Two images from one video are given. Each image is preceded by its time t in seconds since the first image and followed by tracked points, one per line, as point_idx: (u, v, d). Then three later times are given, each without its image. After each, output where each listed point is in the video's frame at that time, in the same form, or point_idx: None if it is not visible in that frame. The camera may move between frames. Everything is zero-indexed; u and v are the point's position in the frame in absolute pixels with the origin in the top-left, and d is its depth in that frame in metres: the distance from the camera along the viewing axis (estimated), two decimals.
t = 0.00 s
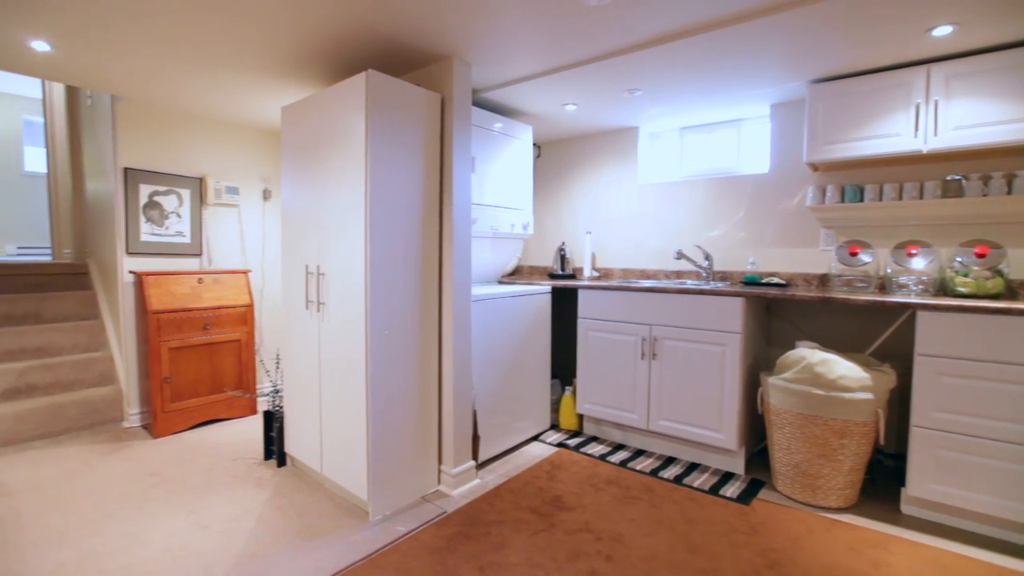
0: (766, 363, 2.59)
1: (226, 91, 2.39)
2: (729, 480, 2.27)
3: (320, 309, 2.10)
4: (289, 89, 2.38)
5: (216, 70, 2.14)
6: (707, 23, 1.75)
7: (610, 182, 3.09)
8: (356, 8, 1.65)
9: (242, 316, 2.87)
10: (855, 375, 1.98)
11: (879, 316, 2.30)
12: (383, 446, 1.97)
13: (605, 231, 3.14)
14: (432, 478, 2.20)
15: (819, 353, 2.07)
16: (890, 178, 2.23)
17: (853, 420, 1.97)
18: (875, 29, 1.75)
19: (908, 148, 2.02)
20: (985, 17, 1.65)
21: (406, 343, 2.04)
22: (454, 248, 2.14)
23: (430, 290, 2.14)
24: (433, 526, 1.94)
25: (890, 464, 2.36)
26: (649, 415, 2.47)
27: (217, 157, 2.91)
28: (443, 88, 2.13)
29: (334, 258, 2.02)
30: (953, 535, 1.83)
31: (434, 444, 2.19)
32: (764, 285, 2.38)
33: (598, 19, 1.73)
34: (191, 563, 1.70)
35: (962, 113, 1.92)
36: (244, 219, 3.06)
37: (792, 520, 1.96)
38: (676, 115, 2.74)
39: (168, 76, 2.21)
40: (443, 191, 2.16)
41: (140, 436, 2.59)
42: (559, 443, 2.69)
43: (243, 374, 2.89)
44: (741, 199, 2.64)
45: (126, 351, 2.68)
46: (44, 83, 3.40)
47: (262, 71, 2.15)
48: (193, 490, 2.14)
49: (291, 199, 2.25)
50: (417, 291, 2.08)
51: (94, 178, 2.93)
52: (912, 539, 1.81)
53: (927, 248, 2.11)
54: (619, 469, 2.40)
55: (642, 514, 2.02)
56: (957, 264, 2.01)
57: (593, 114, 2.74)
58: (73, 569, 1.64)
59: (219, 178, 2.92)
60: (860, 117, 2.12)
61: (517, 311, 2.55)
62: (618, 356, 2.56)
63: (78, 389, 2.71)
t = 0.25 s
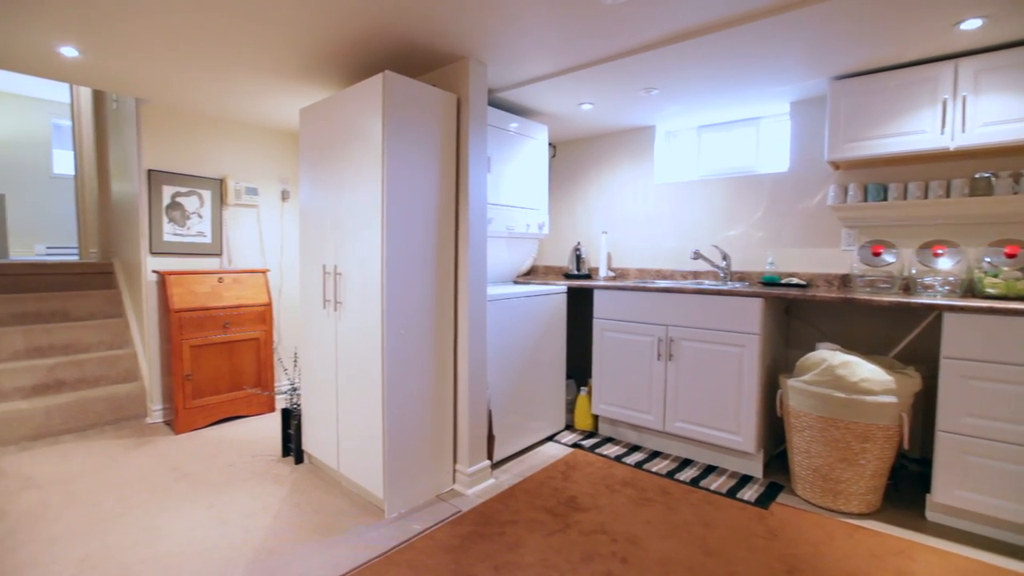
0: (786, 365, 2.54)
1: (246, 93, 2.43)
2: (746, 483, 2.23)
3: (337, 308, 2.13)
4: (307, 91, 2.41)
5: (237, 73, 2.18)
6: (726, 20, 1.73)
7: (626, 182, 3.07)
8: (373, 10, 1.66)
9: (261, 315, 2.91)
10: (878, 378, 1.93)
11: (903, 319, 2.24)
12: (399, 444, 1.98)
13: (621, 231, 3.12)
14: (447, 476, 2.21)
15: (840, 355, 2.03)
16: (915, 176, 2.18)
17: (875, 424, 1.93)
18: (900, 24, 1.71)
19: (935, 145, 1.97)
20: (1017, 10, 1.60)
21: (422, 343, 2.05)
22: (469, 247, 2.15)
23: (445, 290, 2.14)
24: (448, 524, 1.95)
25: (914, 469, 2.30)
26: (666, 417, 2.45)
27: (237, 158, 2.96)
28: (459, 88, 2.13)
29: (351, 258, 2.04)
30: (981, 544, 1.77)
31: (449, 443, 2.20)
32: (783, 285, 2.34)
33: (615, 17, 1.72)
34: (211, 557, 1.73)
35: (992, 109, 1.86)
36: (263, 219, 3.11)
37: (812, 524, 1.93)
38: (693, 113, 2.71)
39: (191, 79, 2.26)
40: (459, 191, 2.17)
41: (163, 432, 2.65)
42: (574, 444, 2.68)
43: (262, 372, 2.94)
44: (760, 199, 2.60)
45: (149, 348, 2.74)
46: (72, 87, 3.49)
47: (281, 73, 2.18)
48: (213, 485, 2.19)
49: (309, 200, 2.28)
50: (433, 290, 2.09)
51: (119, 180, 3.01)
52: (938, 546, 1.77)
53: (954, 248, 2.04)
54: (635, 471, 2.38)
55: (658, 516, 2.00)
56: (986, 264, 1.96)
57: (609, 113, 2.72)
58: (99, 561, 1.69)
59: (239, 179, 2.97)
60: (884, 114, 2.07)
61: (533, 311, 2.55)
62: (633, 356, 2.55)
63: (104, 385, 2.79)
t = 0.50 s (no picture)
0: (806, 367, 2.50)
1: (265, 95, 2.47)
2: (765, 487, 2.20)
3: (354, 307, 2.15)
4: (325, 93, 2.44)
5: (257, 75, 2.21)
6: (745, 16, 1.70)
7: (642, 181, 3.05)
8: (390, 11, 1.67)
9: (279, 313, 2.96)
10: (902, 381, 1.88)
11: (929, 320, 2.19)
12: (414, 443, 2.00)
13: (637, 231, 3.10)
14: (462, 476, 2.22)
15: (862, 357, 1.98)
16: (942, 174, 2.12)
17: (899, 428, 1.88)
18: (927, 18, 1.66)
19: (962, 142, 1.92)
20: None
21: (437, 342, 2.06)
22: (485, 247, 2.15)
23: (461, 289, 2.15)
24: (462, 523, 1.96)
25: (940, 474, 2.24)
26: (682, 418, 2.42)
27: (257, 160, 3.01)
28: (475, 89, 2.14)
29: (368, 257, 2.06)
30: (1010, 553, 1.72)
31: (464, 442, 2.21)
32: (803, 286, 2.30)
33: (631, 15, 1.71)
34: (231, 551, 1.76)
35: None
36: (281, 219, 3.15)
37: (832, 530, 1.89)
38: (711, 112, 2.68)
39: (213, 82, 2.30)
40: (474, 191, 2.17)
41: (184, 428, 2.71)
42: (589, 445, 2.67)
43: (280, 370, 2.98)
44: (779, 198, 2.56)
45: (172, 346, 2.80)
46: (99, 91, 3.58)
47: (300, 75, 2.21)
48: (233, 481, 2.22)
49: (327, 200, 2.30)
50: (449, 290, 2.10)
51: (144, 181, 3.07)
52: (965, 555, 1.72)
53: (983, 248, 2.00)
54: (650, 472, 2.36)
55: (674, 518, 1.98)
56: (1016, 264, 1.89)
57: (625, 112, 2.70)
58: (124, 553, 1.73)
59: (259, 180, 3.02)
60: (909, 111, 2.02)
61: (548, 311, 2.54)
62: (650, 357, 2.52)
63: (127, 382, 2.85)
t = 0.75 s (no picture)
0: (826, 369, 2.45)
1: (284, 97, 2.51)
2: (783, 491, 2.16)
3: (370, 307, 2.17)
4: (343, 94, 2.47)
5: (276, 78, 2.24)
6: (764, 13, 1.68)
7: (658, 181, 3.03)
8: (408, 13, 1.68)
9: (297, 312, 2.99)
10: (926, 384, 1.84)
11: (955, 322, 2.13)
12: (429, 442, 2.01)
13: (653, 231, 3.08)
14: (477, 475, 2.22)
15: (885, 359, 1.94)
16: (969, 172, 2.07)
17: (924, 433, 1.83)
18: (954, 12, 1.62)
19: (991, 139, 1.87)
20: None
21: (452, 342, 2.07)
22: (501, 247, 2.15)
23: (476, 289, 2.16)
24: (477, 523, 1.96)
25: (966, 481, 2.18)
26: (699, 420, 2.40)
27: (275, 161, 3.06)
28: (491, 89, 2.14)
29: (384, 257, 2.08)
30: None
31: (478, 442, 2.21)
32: (823, 287, 2.26)
33: (648, 13, 1.69)
34: (250, 546, 1.79)
35: None
36: (299, 219, 3.19)
37: (853, 535, 1.85)
38: (729, 110, 2.65)
39: (233, 85, 2.34)
40: (490, 191, 2.18)
41: (204, 424, 2.76)
42: (604, 446, 2.66)
43: (297, 368, 3.02)
44: (799, 197, 2.52)
45: (192, 344, 2.86)
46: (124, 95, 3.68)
47: (318, 77, 2.24)
48: (252, 477, 2.26)
49: (344, 200, 2.33)
50: (464, 289, 2.10)
51: (166, 182, 3.14)
52: (993, 564, 1.67)
53: (1012, 248, 1.95)
54: (665, 474, 2.34)
55: (690, 521, 1.95)
56: None
57: (641, 111, 2.68)
58: (147, 546, 1.77)
59: (277, 181, 3.06)
60: (935, 107, 1.97)
61: (563, 311, 2.53)
62: (665, 358, 2.50)
63: (150, 379, 2.91)
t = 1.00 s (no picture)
0: (847, 372, 2.40)
1: (302, 99, 2.54)
2: (802, 495, 2.12)
3: (386, 306, 2.18)
4: (359, 95, 2.49)
5: (294, 80, 2.28)
6: (784, 9, 1.65)
7: (675, 180, 3.00)
8: (424, 14, 1.69)
9: (313, 311, 3.03)
10: (952, 388, 1.79)
11: (982, 324, 2.08)
12: (444, 441, 2.01)
13: (669, 231, 3.05)
14: (491, 475, 2.22)
15: (908, 362, 1.90)
16: (997, 169, 2.01)
17: (950, 438, 1.78)
18: (982, 5, 1.58)
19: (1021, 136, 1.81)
20: None
21: (467, 341, 2.08)
22: (516, 247, 2.15)
23: (491, 289, 2.16)
24: (491, 522, 1.96)
25: (993, 488, 2.12)
26: (715, 422, 2.37)
27: (293, 162, 3.10)
28: (506, 89, 2.14)
29: (400, 257, 2.09)
30: None
31: (492, 441, 2.22)
32: (844, 287, 2.22)
33: (665, 12, 1.68)
34: (268, 542, 1.81)
35: None
36: (316, 220, 3.23)
37: (875, 542, 1.81)
38: (747, 108, 2.61)
39: (252, 88, 2.38)
40: (505, 191, 2.18)
41: (224, 421, 2.81)
42: (618, 447, 2.64)
43: (314, 367, 3.06)
44: (819, 196, 2.47)
45: (212, 342, 2.91)
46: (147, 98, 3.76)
47: (335, 79, 2.27)
48: (270, 473, 2.29)
49: (360, 201, 2.35)
50: (479, 289, 2.11)
51: (187, 183, 3.21)
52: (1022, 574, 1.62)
53: None
54: (681, 476, 2.31)
55: (707, 524, 1.93)
56: None
57: (657, 110, 2.66)
58: (169, 539, 1.81)
59: (294, 181, 3.10)
60: (962, 103, 1.92)
61: (577, 311, 2.52)
62: (682, 359, 2.48)
63: (171, 376, 2.98)
